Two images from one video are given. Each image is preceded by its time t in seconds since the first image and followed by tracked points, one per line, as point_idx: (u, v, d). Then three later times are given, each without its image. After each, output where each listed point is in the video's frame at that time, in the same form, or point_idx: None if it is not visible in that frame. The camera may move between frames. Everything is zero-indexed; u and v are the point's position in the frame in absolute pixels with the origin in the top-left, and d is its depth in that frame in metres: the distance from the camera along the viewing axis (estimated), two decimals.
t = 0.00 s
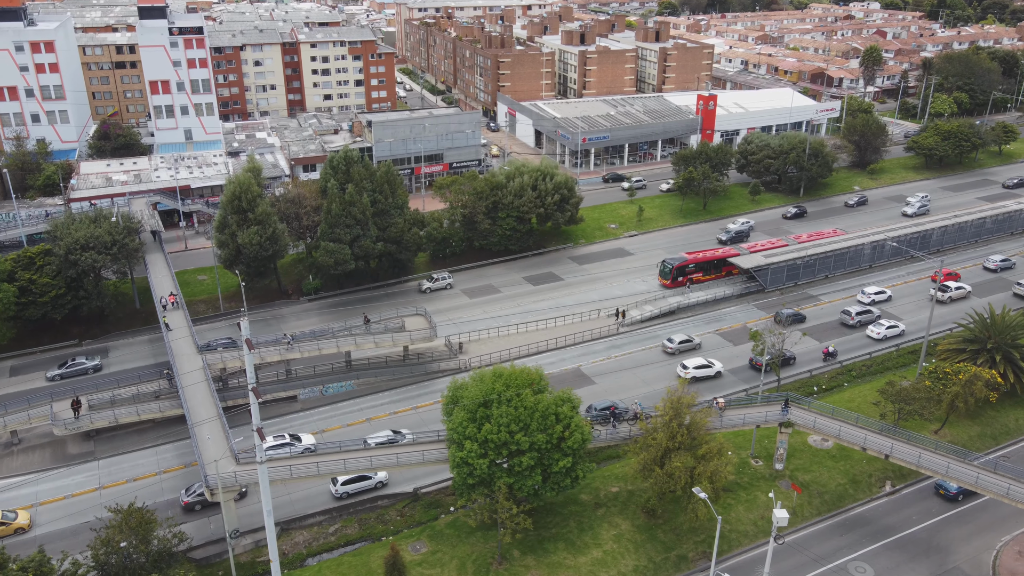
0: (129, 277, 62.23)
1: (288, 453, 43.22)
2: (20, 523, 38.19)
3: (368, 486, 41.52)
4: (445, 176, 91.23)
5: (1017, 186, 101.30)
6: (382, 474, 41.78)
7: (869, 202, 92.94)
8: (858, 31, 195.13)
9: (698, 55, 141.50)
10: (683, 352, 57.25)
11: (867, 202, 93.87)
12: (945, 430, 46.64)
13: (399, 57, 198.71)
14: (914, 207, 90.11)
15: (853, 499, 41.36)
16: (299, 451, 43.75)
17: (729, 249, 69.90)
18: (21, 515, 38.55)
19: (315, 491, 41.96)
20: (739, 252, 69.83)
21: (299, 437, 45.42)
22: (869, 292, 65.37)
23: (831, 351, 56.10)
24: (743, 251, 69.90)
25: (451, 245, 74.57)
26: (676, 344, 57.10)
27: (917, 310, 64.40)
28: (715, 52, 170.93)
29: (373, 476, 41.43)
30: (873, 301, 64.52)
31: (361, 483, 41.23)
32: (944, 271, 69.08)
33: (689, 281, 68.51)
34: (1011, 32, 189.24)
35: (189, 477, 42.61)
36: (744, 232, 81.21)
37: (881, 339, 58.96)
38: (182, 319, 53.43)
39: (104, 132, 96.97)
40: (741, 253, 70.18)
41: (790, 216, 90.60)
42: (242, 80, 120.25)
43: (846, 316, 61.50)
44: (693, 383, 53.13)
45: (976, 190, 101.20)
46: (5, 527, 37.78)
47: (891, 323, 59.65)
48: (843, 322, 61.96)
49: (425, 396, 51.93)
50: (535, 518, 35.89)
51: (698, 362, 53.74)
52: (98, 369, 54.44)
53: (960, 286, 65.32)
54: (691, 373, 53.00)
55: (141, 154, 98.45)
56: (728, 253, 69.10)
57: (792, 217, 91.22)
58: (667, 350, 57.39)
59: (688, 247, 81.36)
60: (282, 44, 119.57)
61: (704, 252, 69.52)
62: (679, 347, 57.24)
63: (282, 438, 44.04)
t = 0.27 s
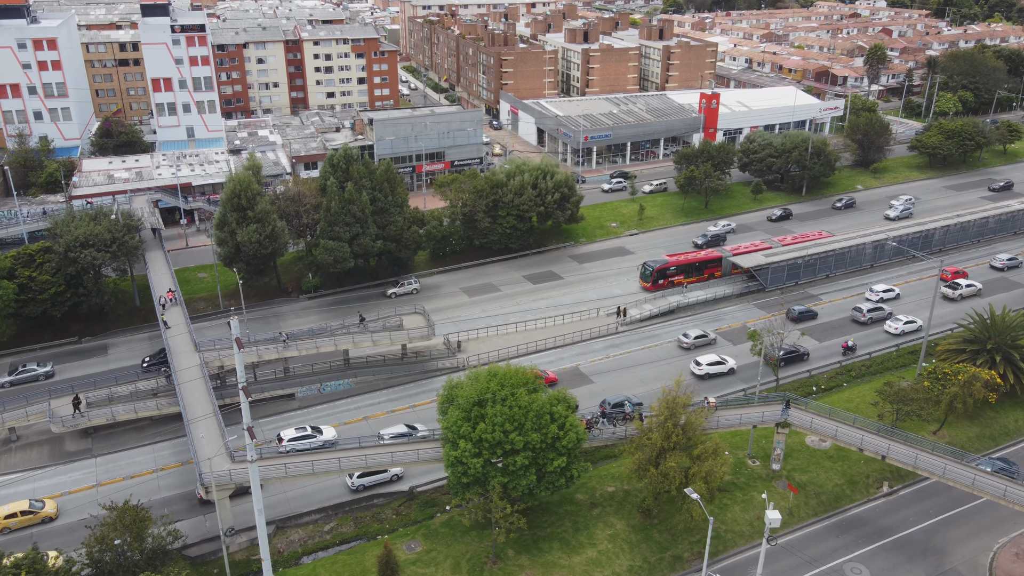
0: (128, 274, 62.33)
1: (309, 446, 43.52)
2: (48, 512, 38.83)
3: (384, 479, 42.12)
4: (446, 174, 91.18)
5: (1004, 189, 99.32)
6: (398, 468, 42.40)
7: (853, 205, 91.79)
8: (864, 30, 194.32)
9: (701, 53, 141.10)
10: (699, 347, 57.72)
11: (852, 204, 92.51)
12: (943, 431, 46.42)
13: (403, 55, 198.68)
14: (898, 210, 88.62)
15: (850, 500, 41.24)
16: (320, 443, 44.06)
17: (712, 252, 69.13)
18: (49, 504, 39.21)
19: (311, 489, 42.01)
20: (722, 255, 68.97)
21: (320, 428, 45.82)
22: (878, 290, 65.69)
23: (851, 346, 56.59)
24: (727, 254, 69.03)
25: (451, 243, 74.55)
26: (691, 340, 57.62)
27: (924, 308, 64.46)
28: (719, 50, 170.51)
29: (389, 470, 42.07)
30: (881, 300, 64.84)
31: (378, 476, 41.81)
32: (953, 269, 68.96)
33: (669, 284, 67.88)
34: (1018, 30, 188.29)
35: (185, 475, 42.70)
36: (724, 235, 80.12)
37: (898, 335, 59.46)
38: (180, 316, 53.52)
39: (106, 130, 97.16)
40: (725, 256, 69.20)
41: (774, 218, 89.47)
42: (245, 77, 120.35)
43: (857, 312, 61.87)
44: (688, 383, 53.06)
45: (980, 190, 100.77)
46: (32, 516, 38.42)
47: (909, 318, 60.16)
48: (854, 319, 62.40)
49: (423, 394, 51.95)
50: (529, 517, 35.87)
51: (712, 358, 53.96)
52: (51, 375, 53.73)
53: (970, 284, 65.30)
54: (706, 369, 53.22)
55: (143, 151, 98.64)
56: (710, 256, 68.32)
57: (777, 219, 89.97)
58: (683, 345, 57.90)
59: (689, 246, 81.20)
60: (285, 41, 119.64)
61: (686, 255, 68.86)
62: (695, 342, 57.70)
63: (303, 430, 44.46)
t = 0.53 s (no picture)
0: (130, 272, 62.51)
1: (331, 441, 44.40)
2: (74, 502, 39.53)
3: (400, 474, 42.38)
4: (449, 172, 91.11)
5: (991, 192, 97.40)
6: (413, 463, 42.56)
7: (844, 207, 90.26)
8: (871, 28, 193.34)
9: (707, 51, 140.63)
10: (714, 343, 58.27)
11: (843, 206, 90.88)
12: (944, 433, 46.18)
13: (408, 53, 198.66)
14: (884, 213, 87.15)
15: (849, 501, 41.09)
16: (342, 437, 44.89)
17: (699, 254, 68.19)
18: (75, 494, 39.90)
19: (310, 487, 42.06)
20: (708, 258, 67.96)
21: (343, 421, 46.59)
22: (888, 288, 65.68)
23: (871, 341, 57.03)
24: (713, 257, 68.02)
25: (453, 242, 74.49)
26: (707, 335, 58.14)
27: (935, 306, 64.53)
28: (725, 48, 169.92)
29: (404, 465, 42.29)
30: (891, 299, 64.83)
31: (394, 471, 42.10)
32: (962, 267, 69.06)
33: (654, 286, 67.13)
34: None
35: (184, 473, 42.79)
36: (704, 237, 78.84)
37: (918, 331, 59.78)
38: (181, 313, 53.66)
39: (111, 127, 97.40)
40: (711, 259, 68.12)
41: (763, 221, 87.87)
42: (250, 75, 120.49)
43: (869, 310, 62.01)
44: (688, 383, 52.97)
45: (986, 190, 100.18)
46: (58, 506, 39.13)
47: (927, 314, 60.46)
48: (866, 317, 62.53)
49: (422, 393, 51.93)
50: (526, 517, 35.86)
51: (725, 356, 54.28)
52: (9, 380, 52.81)
53: (982, 282, 65.44)
54: (720, 366, 53.56)
55: (147, 149, 98.88)
56: (695, 258, 67.30)
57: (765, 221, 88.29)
58: (699, 341, 58.41)
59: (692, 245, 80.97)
60: (289, 39, 119.76)
61: (671, 257, 68.06)
62: (710, 338, 58.28)
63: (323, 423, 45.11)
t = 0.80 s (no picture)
0: (136, 268, 62.75)
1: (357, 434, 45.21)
2: (104, 490, 40.30)
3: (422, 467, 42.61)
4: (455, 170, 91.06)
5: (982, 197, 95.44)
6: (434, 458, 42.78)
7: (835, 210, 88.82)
8: (883, 26, 191.90)
9: (716, 49, 139.96)
10: (736, 338, 58.54)
11: (834, 209, 89.49)
12: (949, 435, 45.79)
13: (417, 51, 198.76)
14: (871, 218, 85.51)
15: (851, 504, 40.81)
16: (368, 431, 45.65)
17: (684, 257, 67.74)
18: (105, 483, 40.66)
19: (311, 485, 42.13)
20: (694, 261, 67.58)
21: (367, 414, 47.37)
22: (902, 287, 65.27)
23: (896, 337, 57.23)
24: (699, 260, 67.63)
25: (458, 240, 74.44)
26: (727, 331, 58.43)
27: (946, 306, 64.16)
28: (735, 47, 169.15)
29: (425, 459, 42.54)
30: (906, 298, 64.51)
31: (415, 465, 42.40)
32: (976, 268, 68.97)
33: (638, 289, 66.55)
34: None
35: (185, 470, 42.94)
36: (685, 241, 77.39)
37: (942, 327, 59.79)
38: (185, 310, 53.82)
39: (119, 124, 97.81)
40: (697, 261, 67.76)
41: (751, 223, 85.93)
42: (258, 73, 120.76)
43: (886, 309, 61.84)
44: (688, 383, 52.80)
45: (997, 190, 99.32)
46: (90, 494, 39.88)
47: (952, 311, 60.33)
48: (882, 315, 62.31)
49: (424, 391, 51.91)
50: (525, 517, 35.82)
51: (744, 353, 54.44)
52: None
53: (1000, 281, 65.23)
54: (738, 364, 53.73)
55: (155, 146, 99.28)
56: (680, 261, 66.87)
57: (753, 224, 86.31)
58: (719, 336, 58.70)
59: (698, 245, 80.67)
60: (298, 37, 119.96)
61: (657, 260, 67.59)
62: (731, 333, 58.65)
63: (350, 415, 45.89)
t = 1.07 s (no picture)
0: (140, 265, 62.98)
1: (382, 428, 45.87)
2: (132, 480, 40.83)
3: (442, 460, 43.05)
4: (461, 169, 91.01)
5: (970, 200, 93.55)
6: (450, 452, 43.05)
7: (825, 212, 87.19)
8: (895, 24, 190.48)
9: (725, 48, 139.30)
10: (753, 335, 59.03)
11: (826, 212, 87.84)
12: (953, 438, 45.42)
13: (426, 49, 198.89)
14: (856, 221, 83.27)
15: (853, 506, 40.53)
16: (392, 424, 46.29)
17: (668, 260, 67.06)
18: (132, 473, 41.17)
19: (310, 483, 42.18)
20: (678, 264, 66.89)
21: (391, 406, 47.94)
22: (915, 287, 65.00)
23: (921, 333, 57.50)
24: (684, 263, 66.95)
25: (462, 238, 74.32)
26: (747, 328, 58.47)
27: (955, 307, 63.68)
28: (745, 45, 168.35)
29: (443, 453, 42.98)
30: (921, 297, 64.12)
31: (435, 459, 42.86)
32: (989, 267, 68.78)
33: (621, 292, 65.92)
34: None
35: (186, 467, 43.05)
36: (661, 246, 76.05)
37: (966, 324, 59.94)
38: (188, 306, 53.95)
39: (127, 121, 98.15)
40: (681, 264, 67.06)
41: (739, 226, 84.37)
42: (266, 70, 121.00)
43: (902, 307, 61.64)
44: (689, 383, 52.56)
45: (1008, 190, 98.43)
46: (118, 483, 40.46)
47: (978, 308, 60.27)
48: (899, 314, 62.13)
49: (425, 390, 51.88)
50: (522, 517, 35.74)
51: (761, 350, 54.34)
52: None
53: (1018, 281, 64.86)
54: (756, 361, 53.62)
55: (162, 143, 99.63)
56: (663, 264, 66.20)
57: (741, 227, 84.67)
58: (738, 333, 59.04)
59: (703, 244, 80.34)
60: (306, 34, 120.03)
61: (640, 263, 66.90)
62: (749, 330, 58.84)
63: (374, 408, 46.50)
